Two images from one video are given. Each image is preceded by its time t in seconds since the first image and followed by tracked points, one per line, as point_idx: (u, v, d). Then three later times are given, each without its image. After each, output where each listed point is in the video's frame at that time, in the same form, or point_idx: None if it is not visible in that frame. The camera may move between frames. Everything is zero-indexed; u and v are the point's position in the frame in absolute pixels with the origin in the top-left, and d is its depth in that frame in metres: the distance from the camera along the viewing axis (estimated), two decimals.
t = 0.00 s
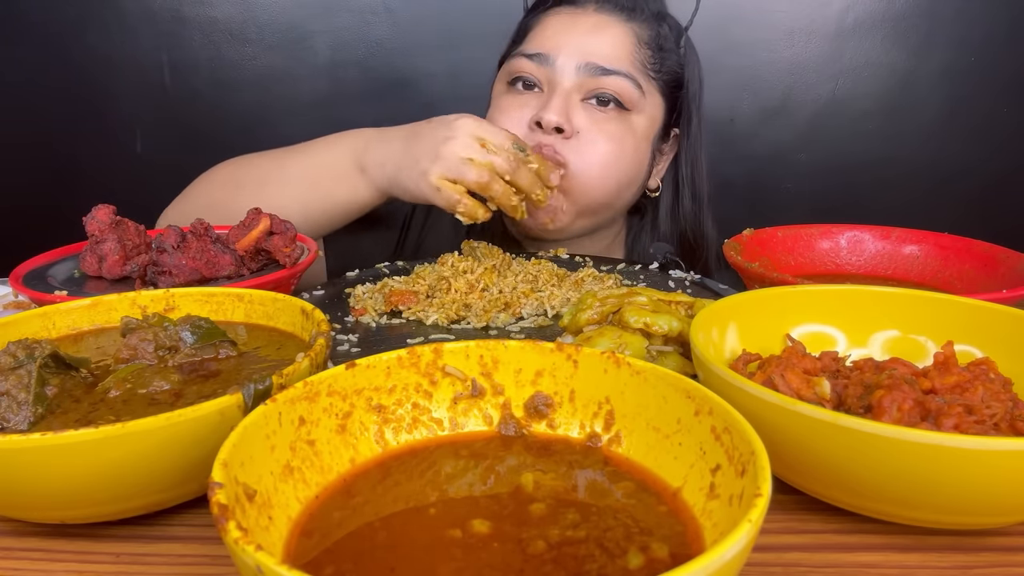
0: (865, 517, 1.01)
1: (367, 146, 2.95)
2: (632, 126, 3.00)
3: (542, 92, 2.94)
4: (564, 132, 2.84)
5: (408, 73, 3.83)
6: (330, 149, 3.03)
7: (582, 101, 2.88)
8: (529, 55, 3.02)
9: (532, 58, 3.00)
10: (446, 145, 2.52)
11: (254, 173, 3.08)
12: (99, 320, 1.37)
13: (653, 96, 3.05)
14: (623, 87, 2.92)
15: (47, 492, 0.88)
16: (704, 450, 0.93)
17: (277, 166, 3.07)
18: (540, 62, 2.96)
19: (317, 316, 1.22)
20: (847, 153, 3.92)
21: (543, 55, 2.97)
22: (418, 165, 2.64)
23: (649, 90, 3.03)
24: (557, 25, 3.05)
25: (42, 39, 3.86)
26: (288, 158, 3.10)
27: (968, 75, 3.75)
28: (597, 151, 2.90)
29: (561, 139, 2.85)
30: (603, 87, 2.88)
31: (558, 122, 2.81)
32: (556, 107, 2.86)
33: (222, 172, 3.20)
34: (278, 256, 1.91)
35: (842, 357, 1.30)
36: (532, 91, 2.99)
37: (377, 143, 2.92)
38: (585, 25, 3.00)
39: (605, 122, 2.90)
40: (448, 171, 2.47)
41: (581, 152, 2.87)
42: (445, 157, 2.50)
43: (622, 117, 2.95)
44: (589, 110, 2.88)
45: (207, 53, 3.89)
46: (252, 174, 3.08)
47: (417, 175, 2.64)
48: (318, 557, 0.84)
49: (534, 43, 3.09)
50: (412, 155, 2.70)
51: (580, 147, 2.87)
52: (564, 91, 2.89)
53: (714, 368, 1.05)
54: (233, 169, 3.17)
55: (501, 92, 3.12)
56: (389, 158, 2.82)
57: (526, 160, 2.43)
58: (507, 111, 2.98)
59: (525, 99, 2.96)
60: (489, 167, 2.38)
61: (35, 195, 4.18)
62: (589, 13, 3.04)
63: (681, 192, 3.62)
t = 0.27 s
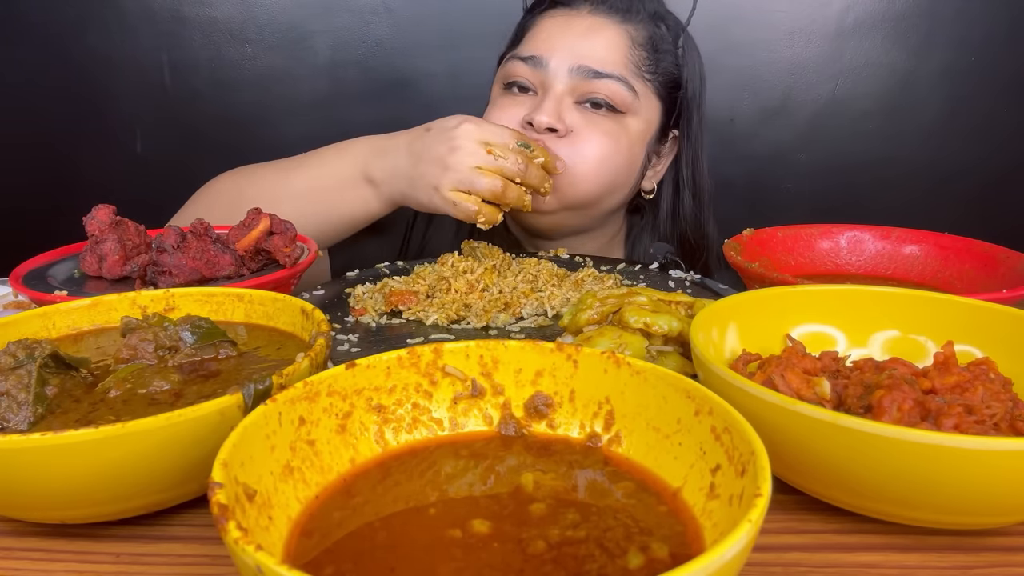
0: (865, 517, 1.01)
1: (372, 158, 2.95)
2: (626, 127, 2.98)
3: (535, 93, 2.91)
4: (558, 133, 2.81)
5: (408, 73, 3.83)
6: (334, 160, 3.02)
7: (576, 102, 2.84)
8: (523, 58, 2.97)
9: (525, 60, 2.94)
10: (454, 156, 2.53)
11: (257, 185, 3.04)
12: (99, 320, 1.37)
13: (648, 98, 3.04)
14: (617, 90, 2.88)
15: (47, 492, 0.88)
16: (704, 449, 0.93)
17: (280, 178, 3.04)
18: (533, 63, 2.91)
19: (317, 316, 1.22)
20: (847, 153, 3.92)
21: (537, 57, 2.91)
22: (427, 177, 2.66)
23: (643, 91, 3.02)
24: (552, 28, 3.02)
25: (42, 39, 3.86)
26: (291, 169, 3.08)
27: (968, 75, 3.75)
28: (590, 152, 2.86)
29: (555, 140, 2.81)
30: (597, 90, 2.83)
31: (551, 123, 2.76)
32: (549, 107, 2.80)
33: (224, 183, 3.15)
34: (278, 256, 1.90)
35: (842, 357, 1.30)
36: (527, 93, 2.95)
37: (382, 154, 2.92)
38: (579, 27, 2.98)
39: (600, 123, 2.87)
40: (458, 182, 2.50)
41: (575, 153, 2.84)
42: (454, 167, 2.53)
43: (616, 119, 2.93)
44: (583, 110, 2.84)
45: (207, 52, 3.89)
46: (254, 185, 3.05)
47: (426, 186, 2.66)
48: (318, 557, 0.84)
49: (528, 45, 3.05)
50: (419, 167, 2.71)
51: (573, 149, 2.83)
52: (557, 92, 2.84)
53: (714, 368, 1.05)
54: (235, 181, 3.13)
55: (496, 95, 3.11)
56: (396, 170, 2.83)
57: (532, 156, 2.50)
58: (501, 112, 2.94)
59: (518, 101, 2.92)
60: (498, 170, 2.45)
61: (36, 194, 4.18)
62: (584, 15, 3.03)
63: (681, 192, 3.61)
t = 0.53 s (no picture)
0: (865, 517, 1.01)
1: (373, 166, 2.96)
2: (625, 127, 2.98)
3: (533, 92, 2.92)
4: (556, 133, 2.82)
5: (408, 73, 3.83)
6: (335, 169, 3.03)
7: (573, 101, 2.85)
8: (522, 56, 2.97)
9: (525, 58, 2.95)
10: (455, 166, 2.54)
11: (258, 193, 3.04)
12: (99, 320, 1.37)
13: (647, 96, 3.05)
14: (616, 89, 2.90)
15: (47, 492, 0.88)
16: (704, 450, 0.93)
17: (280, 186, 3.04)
18: (532, 61, 2.92)
19: (317, 317, 1.22)
20: (847, 153, 3.92)
21: (536, 55, 2.92)
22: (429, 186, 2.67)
23: (642, 90, 3.02)
24: (552, 25, 3.02)
25: (42, 39, 3.86)
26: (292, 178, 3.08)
27: (968, 75, 3.76)
28: (586, 153, 2.87)
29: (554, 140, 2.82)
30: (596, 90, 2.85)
31: (549, 124, 2.78)
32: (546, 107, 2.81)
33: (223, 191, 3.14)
34: (278, 256, 1.90)
35: (842, 357, 1.30)
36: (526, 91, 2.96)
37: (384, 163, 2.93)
38: (579, 25, 2.97)
39: (598, 123, 2.88)
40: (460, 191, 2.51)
41: (574, 153, 2.86)
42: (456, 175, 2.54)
43: (615, 118, 2.94)
44: (581, 109, 2.85)
45: (207, 52, 3.89)
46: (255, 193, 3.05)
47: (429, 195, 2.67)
48: (318, 557, 0.84)
49: (527, 42, 3.06)
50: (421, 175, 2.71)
51: (572, 148, 2.85)
52: (555, 92, 2.85)
53: (715, 368, 1.05)
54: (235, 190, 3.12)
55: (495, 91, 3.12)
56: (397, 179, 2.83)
57: (532, 168, 2.52)
58: (499, 110, 2.95)
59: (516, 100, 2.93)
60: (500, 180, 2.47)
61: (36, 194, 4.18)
62: (583, 13, 3.02)
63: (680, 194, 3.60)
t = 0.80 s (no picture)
0: (864, 517, 1.01)
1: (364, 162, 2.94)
2: (631, 128, 2.99)
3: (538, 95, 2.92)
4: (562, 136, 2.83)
5: (408, 73, 3.84)
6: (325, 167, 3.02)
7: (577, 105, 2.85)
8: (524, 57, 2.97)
9: (527, 60, 2.95)
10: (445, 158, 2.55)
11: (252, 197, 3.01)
12: (99, 320, 1.37)
13: (651, 96, 3.06)
14: (621, 91, 2.91)
15: (47, 492, 0.88)
16: (704, 450, 0.93)
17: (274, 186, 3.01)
18: (536, 64, 2.92)
19: (317, 317, 1.22)
20: (847, 153, 3.92)
21: (539, 58, 2.92)
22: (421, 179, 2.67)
23: (646, 91, 3.03)
24: (553, 26, 3.02)
25: (43, 40, 3.86)
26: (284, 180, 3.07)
27: (968, 75, 3.76)
28: (592, 155, 2.89)
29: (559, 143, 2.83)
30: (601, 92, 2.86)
31: (555, 127, 2.79)
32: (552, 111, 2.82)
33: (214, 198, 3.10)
34: (278, 256, 1.90)
35: (842, 357, 1.30)
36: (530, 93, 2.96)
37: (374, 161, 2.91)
38: (582, 25, 2.97)
39: (604, 125, 2.89)
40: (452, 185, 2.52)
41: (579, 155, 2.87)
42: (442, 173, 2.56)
43: (620, 120, 2.94)
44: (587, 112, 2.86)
45: (207, 52, 3.89)
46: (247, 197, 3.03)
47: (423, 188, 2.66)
48: (318, 557, 0.84)
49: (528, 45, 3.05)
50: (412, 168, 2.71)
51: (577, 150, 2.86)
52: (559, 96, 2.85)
53: (715, 368, 1.05)
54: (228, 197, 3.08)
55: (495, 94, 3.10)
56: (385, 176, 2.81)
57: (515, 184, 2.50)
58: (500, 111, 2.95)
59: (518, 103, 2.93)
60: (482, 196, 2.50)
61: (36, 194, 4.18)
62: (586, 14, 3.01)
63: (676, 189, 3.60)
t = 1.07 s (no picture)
0: (865, 517, 1.01)
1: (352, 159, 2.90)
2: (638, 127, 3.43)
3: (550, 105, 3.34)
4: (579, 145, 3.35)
5: (408, 73, 3.84)
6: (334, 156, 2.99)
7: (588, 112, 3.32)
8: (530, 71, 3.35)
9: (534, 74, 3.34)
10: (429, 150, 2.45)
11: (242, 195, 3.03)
12: (99, 320, 1.37)
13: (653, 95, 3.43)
14: (627, 97, 3.33)
15: (47, 492, 0.88)
16: (704, 450, 0.93)
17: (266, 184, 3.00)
18: (544, 78, 3.32)
19: (317, 316, 1.22)
20: (847, 153, 3.93)
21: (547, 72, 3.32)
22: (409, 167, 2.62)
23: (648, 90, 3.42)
24: (555, 36, 3.33)
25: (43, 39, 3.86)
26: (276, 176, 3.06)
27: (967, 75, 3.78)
28: (607, 155, 3.39)
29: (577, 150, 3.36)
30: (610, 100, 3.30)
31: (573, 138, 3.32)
32: (568, 121, 3.32)
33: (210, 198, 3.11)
34: (278, 256, 1.90)
35: (842, 357, 1.30)
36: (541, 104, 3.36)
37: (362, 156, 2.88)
38: (584, 35, 3.30)
39: (615, 129, 3.35)
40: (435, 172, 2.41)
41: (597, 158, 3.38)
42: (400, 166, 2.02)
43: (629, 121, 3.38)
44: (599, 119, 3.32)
45: (207, 52, 3.89)
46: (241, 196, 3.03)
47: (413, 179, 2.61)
48: (318, 557, 0.84)
49: (532, 55, 3.37)
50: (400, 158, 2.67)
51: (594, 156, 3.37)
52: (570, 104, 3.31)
53: (714, 368, 1.05)
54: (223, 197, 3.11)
55: (501, 102, 3.48)
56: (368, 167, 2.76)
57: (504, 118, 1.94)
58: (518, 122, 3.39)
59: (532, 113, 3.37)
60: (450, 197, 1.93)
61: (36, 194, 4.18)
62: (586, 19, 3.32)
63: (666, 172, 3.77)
